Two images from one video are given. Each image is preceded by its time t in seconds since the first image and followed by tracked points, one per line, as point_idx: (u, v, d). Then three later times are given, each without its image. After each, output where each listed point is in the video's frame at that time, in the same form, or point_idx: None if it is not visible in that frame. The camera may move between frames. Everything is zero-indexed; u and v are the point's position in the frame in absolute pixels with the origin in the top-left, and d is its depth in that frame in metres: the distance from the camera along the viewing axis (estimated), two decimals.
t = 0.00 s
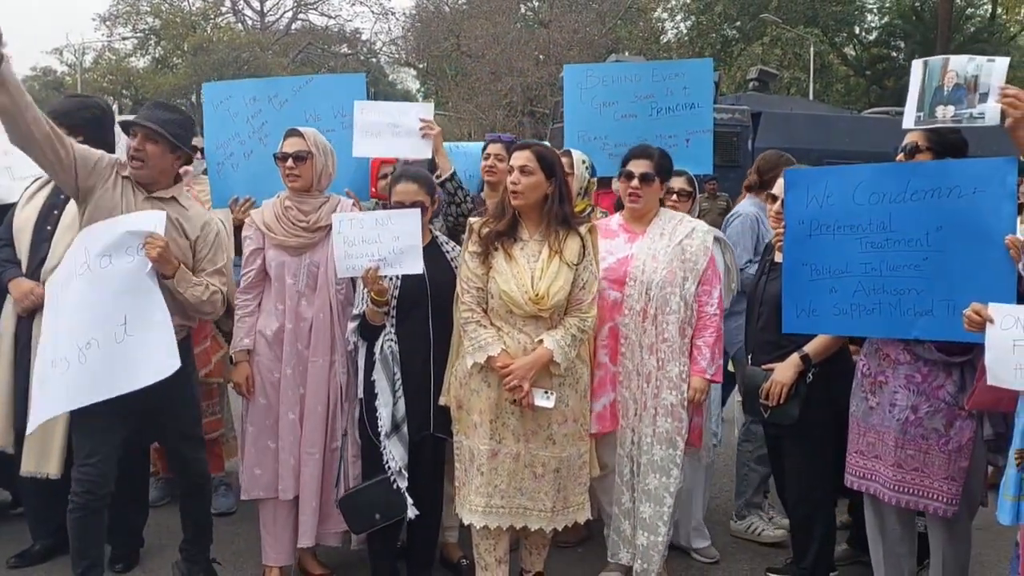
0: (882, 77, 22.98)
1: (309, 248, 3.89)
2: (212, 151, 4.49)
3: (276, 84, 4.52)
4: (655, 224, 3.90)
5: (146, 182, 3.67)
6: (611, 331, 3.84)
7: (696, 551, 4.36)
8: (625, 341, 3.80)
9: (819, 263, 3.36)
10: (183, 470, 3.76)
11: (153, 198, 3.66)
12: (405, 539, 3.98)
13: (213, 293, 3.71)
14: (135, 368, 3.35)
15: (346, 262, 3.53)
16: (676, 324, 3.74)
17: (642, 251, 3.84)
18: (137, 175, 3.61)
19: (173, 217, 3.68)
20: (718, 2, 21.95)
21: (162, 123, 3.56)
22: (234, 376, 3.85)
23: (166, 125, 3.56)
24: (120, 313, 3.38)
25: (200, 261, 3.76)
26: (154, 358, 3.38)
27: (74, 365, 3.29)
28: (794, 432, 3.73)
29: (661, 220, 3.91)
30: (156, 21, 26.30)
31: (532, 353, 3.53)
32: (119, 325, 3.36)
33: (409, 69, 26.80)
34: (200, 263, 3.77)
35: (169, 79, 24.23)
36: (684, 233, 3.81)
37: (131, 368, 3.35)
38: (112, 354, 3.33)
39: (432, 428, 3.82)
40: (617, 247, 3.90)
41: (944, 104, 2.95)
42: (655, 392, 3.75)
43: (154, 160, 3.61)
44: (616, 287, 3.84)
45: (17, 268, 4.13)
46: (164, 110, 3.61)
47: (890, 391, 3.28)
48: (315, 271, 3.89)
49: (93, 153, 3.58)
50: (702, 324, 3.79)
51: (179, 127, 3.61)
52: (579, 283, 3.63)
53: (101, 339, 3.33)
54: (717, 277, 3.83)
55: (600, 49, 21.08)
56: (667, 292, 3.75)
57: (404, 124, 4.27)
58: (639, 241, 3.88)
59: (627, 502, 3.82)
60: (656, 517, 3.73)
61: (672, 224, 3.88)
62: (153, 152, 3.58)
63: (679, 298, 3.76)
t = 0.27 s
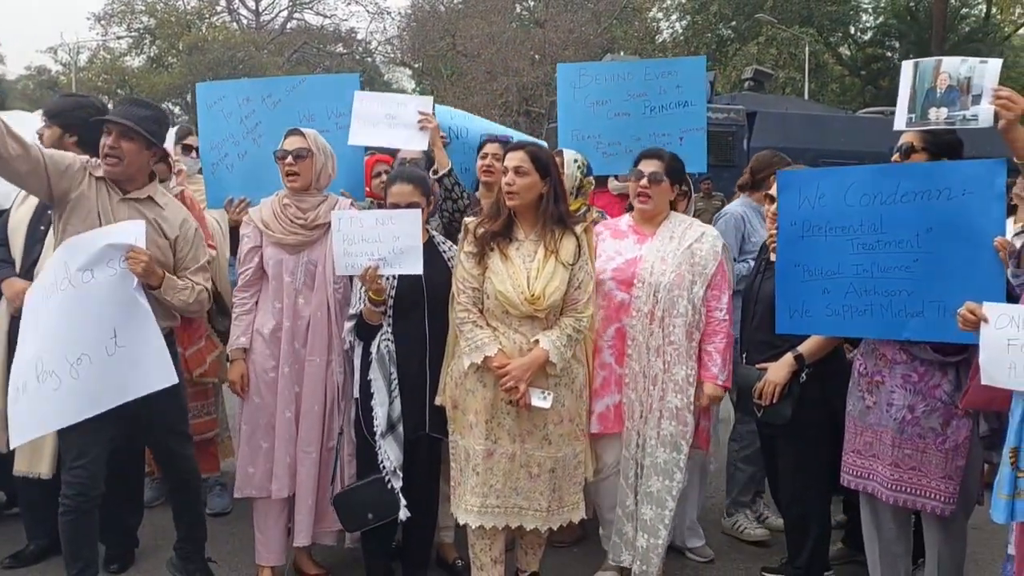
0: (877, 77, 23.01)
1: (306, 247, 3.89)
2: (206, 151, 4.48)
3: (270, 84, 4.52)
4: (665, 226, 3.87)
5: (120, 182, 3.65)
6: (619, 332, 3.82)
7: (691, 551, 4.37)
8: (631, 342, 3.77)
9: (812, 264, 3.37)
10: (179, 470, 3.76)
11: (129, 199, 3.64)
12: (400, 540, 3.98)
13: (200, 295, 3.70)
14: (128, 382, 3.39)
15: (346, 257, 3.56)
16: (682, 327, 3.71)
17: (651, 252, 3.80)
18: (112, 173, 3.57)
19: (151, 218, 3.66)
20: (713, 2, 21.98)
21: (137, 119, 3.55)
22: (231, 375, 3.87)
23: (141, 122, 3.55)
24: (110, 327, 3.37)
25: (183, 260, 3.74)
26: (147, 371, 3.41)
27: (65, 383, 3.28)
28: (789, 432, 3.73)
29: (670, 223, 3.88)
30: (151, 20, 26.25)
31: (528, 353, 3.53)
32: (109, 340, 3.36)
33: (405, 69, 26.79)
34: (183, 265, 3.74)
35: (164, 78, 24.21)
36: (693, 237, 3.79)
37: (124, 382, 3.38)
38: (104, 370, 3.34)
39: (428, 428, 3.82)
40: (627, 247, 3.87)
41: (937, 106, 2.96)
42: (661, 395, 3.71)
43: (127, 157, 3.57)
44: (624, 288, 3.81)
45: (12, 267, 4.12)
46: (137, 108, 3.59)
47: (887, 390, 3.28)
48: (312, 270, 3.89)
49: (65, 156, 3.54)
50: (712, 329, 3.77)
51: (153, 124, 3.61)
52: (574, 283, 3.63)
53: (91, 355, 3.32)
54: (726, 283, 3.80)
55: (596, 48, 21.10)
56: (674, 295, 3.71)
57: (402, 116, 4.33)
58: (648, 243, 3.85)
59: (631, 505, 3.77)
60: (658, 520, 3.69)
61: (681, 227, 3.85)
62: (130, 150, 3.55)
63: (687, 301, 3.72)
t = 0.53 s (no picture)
0: (875, 77, 23.02)
1: (305, 247, 3.89)
2: (204, 152, 4.46)
3: (268, 84, 4.52)
4: (670, 226, 3.87)
5: (102, 182, 3.63)
6: (619, 331, 3.81)
7: (690, 549, 4.38)
8: (633, 342, 3.76)
9: (808, 263, 3.38)
10: (175, 470, 3.76)
11: (112, 200, 3.62)
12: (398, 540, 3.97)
13: (190, 290, 3.71)
14: (126, 380, 3.39)
15: (346, 248, 3.55)
16: (684, 328, 3.69)
17: (654, 253, 3.79)
18: (93, 170, 3.52)
19: (135, 217, 3.65)
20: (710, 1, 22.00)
21: (115, 116, 3.48)
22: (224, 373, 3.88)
23: (120, 117, 3.48)
24: (103, 328, 3.36)
25: (171, 255, 3.74)
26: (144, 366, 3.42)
27: (62, 388, 3.29)
28: (788, 430, 3.75)
29: (675, 223, 3.87)
30: (148, 20, 26.23)
31: (526, 352, 3.53)
32: (102, 340, 3.35)
33: (402, 69, 26.77)
34: (172, 262, 3.75)
35: (161, 79, 24.20)
36: (697, 239, 3.77)
37: (122, 380, 3.38)
38: (101, 371, 3.34)
39: (426, 427, 3.81)
40: (631, 247, 3.87)
41: (935, 104, 2.96)
42: (663, 397, 3.70)
43: (109, 155, 3.51)
44: (625, 288, 3.79)
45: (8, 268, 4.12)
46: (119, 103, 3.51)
47: (885, 389, 3.29)
48: (311, 269, 3.90)
49: (42, 160, 3.52)
50: (715, 334, 3.78)
51: (133, 119, 3.53)
52: (572, 282, 3.63)
53: (86, 357, 3.32)
54: (730, 285, 3.79)
55: (593, 47, 21.11)
56: (675, 297, 3.70)
57: (401, 116, 4.35)
58: (651, 243, 3.84)
59: (634, 507, 3.75)
60: (668, 523, 3.68)
61: (687, 227, 3.84)
62: (110, 148, 3.50)
63: (688, 303, 3.71)
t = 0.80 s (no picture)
0: (872, 75, 23.03)
1: (302, 245, 3.88)
2: (201, 149, 4.47)
3: (266, 81, 4.52)
4: (668, 224, 3.87)
5: (97, 179, 3.60)
6: (615, 330, 3.81)
7: (686, 548, 4.38)
8: (630, 340, 3.76)
9: (804, 262, 3.38)
10: (172, 469, 3.76)
11: (108, 196, 3.60)
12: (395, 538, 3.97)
13: (191, 281, 3.71)
14: (127, 374, 3.39)
15: (343, 242, 3.54)
16: (680, 327, 3.70)
17: (651, 251, 3.80)
18: (86, 168, 3.51)
19: (133, 212, 3.63)
20: None
21: (104, 112, 3.46)
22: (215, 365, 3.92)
23: (109, 113, 3.46)
24: (102, 322, 3.36)
25: (171, 247, 3.74)
26: (145, 359, 3.41)
27: (67, 385, 3.30)
28: (786, 428, 3.75)
29: (673, 221, 3.88)
30: (144, 18, 26.18)
31: (523, 350, 3.54)
32: (103, 335, 3.36)
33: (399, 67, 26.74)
34: (172, 254, 3.75)
35: (158, 76, 24.19)
36: (694, 237, 3.78)
37: (125, 373, 3.39)
38: (104, 365, 3.35)
39: (424, 426, 3.81)
40: (628, 246, 3.88)
41: (934, 99, 2.97)
42: (660, 395, 3.71)
43: (101, 151, 3.49)
44: (622, 286, 3.80)
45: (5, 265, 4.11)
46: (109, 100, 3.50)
47: (881, 387, 3.30)
48: (308, 267, 3.89)
49: (38, 163, 3.54)
50: (711, 330, 3.78)
51: (122, 114, 3.51)
52: (571, 280, 3.64)
53: (89, 352, 3.33)
54: (727, 283, 3.80)
55: (590, 45, 21.10)
56: (672, 295, 3.70)
57: (399, 114, 4.32)
58: (649, 241, 3.86)
59: (631, 506, 3.76)
60: (667, 522, 3.69)
61: (685, 226, 3.84)
62: (101, 144, 3.48)
63: (685, 301, 3.71)
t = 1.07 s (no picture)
0: (869, 71, 23.00)
1: (299, 242, 3.87)
2: (195, 144, 4.45)
3: (262, 76, 4.50)
4: (665, 220, 3.86)
5: (119, 187, 3.67)
6: (612, 329, 3.81)
7: (685, 545, 4.37)
8: (626, 338, 3.76)
9: (802, 257, 3.37)
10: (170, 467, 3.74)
11: (125, 204, 3.66)
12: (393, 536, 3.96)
13: (199, 291, 3.62)
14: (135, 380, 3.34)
15: (335, 241, 3.50)
16: (676, 325, 3.69)
17: (648, 248, 3.79)
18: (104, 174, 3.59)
19: (144, 220, 3.64)
20: None
21: (122, 122, 3.55)
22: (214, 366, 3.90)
23: (126, 123, 3.55)
24: (112, 326, 3.33)
25: (183, 255, 3.68)
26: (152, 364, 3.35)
27: (78, 390, 3.29)
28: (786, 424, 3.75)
29: (669, 218, 3.87)
30: (140, 14, 26.12)
31: (522, 347, 3.53)
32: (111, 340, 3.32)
33: (396, 63, 26.70)
34: (184, 263, 3.69)
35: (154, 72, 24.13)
36: (691, 234, 3.76)
37: (134, 379, 3.34)
38: (113, 370, 3.32)
39: (421, 423, 3.80)
40: (624, 243, 3.88)
41: (933, 96, 2.96)
42: (657, 393, 3.71)
43: (119, 159, 3.56)
44: (618, 283, 3.79)
45: None
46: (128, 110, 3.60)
47: (879, 382, 3.29)
48: (305, 264, 3.87)
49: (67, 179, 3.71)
50: (706, 328, 3.75)
51: (140, 122, 3.59)
52: (569, 277, 3.63)
53: (99, 358, 3.31)
54: (723, 281, 3.78)
55: (587, 41, 21.07)
56: (668, 293, 3.69)
57: (395, 109, 4.31)
58: (645, 238, 3.84)
59: (627, 503, 3.75)
60: (660, 520, 3.69)
61: (681, 222, 3.83)
62: (117, 152, 3.55)
63: (681, 299, 3.70)
